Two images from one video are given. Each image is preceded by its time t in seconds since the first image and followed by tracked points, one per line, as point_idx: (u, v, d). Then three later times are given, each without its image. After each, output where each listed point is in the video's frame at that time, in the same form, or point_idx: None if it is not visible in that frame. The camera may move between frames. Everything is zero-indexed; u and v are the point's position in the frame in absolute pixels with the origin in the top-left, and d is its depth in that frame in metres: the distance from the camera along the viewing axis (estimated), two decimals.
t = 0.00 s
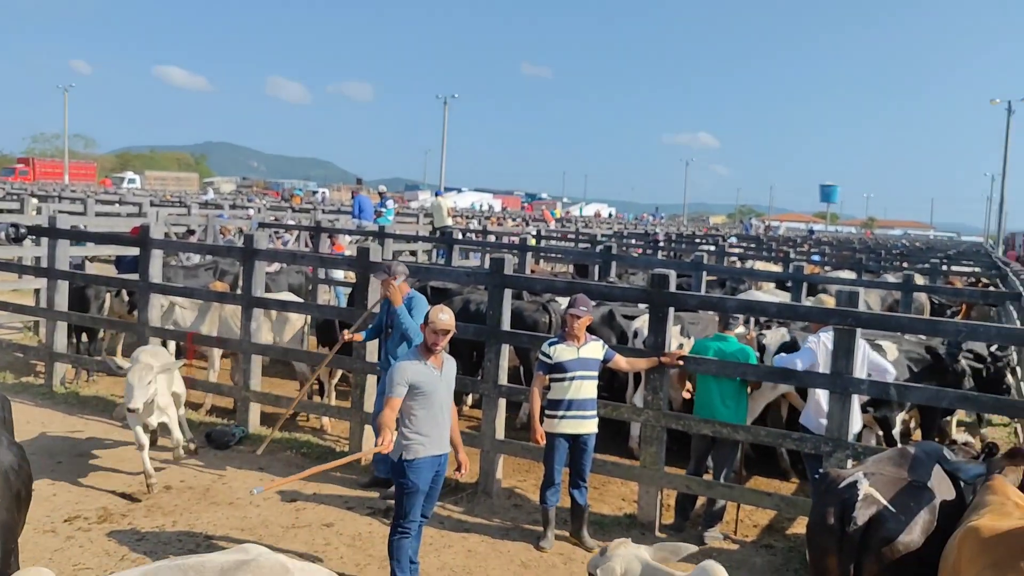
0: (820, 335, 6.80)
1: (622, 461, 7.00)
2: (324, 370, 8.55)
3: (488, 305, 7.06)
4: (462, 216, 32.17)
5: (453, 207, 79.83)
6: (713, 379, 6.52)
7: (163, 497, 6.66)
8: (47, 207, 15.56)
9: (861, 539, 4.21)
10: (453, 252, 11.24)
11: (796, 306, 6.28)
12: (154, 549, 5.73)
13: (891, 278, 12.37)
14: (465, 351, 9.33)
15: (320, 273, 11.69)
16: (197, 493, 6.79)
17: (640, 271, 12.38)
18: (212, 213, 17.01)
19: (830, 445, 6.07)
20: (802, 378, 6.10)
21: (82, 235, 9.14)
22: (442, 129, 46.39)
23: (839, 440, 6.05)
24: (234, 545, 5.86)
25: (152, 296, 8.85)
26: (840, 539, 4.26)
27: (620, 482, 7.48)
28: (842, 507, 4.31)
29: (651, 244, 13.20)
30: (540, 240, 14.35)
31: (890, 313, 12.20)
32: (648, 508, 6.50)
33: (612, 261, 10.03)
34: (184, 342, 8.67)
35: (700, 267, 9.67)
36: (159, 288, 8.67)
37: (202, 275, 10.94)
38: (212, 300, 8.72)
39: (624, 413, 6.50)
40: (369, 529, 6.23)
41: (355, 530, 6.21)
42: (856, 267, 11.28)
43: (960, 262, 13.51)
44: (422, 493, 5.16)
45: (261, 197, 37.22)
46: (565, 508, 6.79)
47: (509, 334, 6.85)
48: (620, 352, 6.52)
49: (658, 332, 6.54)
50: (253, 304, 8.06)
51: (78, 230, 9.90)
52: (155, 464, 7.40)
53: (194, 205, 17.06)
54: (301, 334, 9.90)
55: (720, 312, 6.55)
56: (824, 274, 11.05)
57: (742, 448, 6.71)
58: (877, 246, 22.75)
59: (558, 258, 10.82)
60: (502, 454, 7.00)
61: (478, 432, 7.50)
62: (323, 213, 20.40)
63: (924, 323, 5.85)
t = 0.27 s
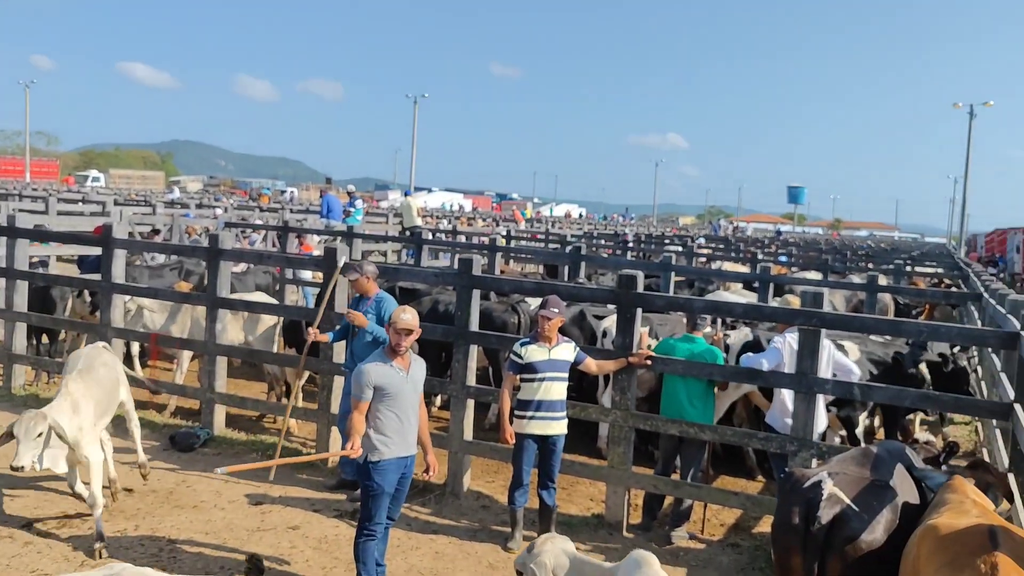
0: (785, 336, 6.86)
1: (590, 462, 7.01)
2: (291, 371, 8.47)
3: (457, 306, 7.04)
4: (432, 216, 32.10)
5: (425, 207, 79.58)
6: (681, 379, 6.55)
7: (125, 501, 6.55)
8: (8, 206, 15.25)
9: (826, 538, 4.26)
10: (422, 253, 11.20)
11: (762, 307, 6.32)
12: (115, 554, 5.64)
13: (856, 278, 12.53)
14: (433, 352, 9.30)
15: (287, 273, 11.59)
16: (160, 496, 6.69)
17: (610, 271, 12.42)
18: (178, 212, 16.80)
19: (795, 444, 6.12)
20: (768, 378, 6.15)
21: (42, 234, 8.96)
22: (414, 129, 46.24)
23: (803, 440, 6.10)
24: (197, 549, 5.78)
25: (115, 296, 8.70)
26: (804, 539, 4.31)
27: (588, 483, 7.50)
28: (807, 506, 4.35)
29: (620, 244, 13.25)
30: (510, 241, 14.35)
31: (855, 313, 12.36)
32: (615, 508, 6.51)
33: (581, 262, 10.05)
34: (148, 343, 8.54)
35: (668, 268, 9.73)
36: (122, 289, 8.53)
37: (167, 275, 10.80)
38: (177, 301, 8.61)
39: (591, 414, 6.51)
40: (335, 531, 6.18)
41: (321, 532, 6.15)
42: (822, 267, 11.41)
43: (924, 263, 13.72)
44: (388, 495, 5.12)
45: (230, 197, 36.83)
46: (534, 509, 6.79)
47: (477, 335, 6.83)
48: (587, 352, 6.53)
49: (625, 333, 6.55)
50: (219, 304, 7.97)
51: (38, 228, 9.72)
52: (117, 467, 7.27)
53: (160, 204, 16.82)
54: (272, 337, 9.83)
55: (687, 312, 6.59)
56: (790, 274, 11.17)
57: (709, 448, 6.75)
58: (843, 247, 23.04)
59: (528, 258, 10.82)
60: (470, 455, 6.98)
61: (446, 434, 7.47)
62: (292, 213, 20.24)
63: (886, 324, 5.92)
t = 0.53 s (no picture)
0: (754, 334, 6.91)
1: (560, 460, 7.02)
2: (259, 371, 8.38)
3: (427, 305, 7.00)
4: (404, 215, 31.95)
5: (398, 206, 79.27)
6: (652, 378, 6.57)
7: (89, 504, 6.44)
8: None
9: (794, 534, 4.28)
10: (393, 252, 11.13)
11: (731, 305, 6.36)
12: (78, 558, 5.54)
13: (824, 277, 12.66)
14: (404, 351, 9.25)
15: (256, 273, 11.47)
16: (125, 498, 6.58)
17: (581, 270, 12.44)
18: (144, 211, 16.55)
19: (763, 442, 6.17)
20: (737, 376, 6.18)
21: (3, 233, 8.78)
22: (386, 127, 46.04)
23: (772, 437, 6.15)
24: (163, 551, 5.69)
25: (79, 296, 8.55)
26: (773, 535, 4.34)
27: (559, 481, 7.50)
28: (776, 503, 4.38)
29: (591, 244, 13.27)
30: (482, 240, 14.33)
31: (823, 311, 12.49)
32: (586, 506, 6.51)
33: (551, 261, 10.05)
34: (113, 343, 8.40)
35: (639, 267, 9.76)
36: (87, 288, 8.39)
37: (133, 275, 10.65)
38: (142, 301, 8.48)
39: (562, 413, 6.50)
40: (304, 532, 6.12)
41: (290, 533, 6.09)
42: (791, 266, 11.52)
43: (890, 262, 13.91)
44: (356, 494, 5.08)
45: (198, 195, 36.41)
46: (505, 508, 6.77)
47: (448, 334, 6.80)
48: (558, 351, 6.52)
49: (596, 331, 6.56)
50: (186, 304, 7.86)
51: None
52: (81, 469, 7.15)
53: (126, 202, 16.57)
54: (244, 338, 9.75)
55: (657, 311, 6.61)
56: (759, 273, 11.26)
57: (679, 446, 6.78)
58: (812, 247, 23.30)
59: (499, 257, 10.80)
60: (441, 455, 6.95)
61: (416, 433, 7.43)
62: (262, 212, 20.06)
63: (853, 322, 5.98)
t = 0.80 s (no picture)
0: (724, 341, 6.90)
1: (535, 460, 7.01)
2: (231, 372, 8.30)
3: (401, 305, 6.96)
4: (378, 216, 31.80)
5: (372, 206, 78.88)
6: (626, 377, 6.59)
7: (57, 509, 6.33)
8: None
9: (767, 531, 4.26)
10: (366, 252, 11.07)
11: (704, 305, 6.39)
12: (45, 564, 5.44)
13: (796, 276, 12.78)
14: (378, 352, 9.21)
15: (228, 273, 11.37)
16: (94, 502, 6.48)
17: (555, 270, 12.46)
18: (114, 211, 16.33)
19: (736, 440, 6.21)
20: (710, 375, 6.21)
21: None
22: (359, 127, 45.74)
23: (745, 435, 6.19)
24: (133, 556, 5.61)
25: (46, 297, 8.41)
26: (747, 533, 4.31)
27: (533, 481, 7.50)
28: (750, 501, 4.36)
29: (566, 244, 13.29)
30: (456, 240, 14.30)
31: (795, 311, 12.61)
32: (560, 506, 6.51)
33: (526, 261, 10.05)
34: (81, 345, 8.27)
35: (613, 267, 9.79)
36: (54, 289, 8.25)
37: (102, 275, 10.52)
38: (111, 302, 8.36)
39: (537, 412, 6.50)
40: (277, 534, 6.07)
41: (262, 536, 6.03)
42: (764, 266, 11.61)
43: (861, 262, 14.07)
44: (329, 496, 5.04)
45: (169, 195, 36.00)
46: (479, 508, 6.76)
47: (422, 335, 6.77)
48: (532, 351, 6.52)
49: (570, 331, 6.56)
50: (156, 305, 7.76)
51: None
52: (48, 473, 7.02)
53: (94, 202, 16.34)
54: (218, 341, 9.65)
55: (631, 311, 6.62)
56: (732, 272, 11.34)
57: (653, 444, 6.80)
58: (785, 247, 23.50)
59: (473, 258, 10.78)
60: (415, 456, 6.92)
61: (389, 434, 7.39)
62: (233, 212, 19.87)
63: (823, 321, 6.04)
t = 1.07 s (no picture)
0: (706, 352, 6.88)
1: (516, 463, 7.01)
2: (210, 376, 8.23)
3: (381, 308, 6.94)
4: (358, 219, 31.67)
5: (353, 208, 78.59)
6: (607, 379, 6.60)
7: (32, 516, 6.24)
8: None
9: (749, 532, 4.26)
10: (346, 255, 11.03)
11: (684, 307, 6.42)
12: (20, 573, 5.36)
13: (775, 278, 12.87)
14: (358, 355, 9.17)
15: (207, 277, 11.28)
16: (70, 509, 6.40)
17: (536, 272, 12.46)
18: (90, 214, 16.15)
19: (717, 441, 6.23)
20: (691, 377, 6.23)
21: None
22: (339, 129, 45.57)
23: (725, 436, 6.22)
24: (110, 563, 5.55)
25: (21, 302, 8.30)
26: (729, 535, 4.31)
27: (515, 484, 7.50)
28: (732, 502, 4.36)
29: (547, 246, 13.29)
30: (437, 242, 14.27)
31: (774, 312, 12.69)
32: (542, 508, 6.50)
33: (507, 263, 10.05)
34: (57, 350, 8.17)
35: (594, 269, 9.80)
36: (29, 293, 8.15)
37: (79, 279, 10.40)
38: (88, 306, 8.26)
39: (518, 415, 6.50)
40: (257, 540, 6.02)
41: (242, 542, 5.98)
42: (743, 267, 11.68)
43: (839, 263, 14.18)
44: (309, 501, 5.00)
45: (146, 198, 35.68)
46: (461, 511, 6.74)
47: (402, 338, 6.74)
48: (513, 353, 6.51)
49: (550, 334, 6.56)
50: (133, 309, 7.68)
51: None
52: (23, 480, 6.93)
53: (70, 205, 16.16)
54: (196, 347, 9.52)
55: (612, 313, 6.63)
56: (712, 274, 11.40)
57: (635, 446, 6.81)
58: (765, 248, 23.66)
59: (454, 260, 10.77)
60: (396, 460, 6.89)
61: (370, 438, 7.36)
62: (212, 215, 19.71)
63: (802, 322, 6.08)
